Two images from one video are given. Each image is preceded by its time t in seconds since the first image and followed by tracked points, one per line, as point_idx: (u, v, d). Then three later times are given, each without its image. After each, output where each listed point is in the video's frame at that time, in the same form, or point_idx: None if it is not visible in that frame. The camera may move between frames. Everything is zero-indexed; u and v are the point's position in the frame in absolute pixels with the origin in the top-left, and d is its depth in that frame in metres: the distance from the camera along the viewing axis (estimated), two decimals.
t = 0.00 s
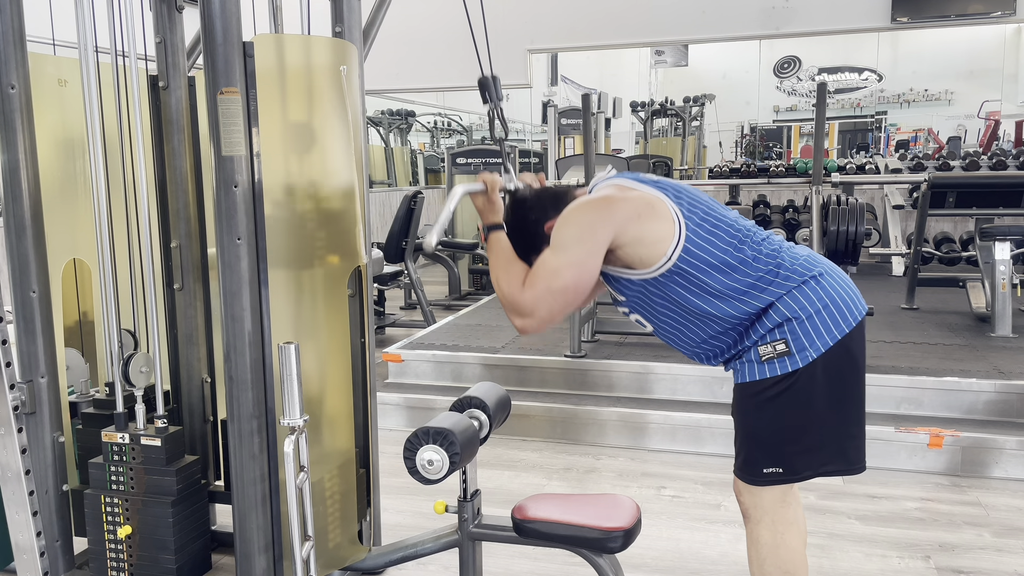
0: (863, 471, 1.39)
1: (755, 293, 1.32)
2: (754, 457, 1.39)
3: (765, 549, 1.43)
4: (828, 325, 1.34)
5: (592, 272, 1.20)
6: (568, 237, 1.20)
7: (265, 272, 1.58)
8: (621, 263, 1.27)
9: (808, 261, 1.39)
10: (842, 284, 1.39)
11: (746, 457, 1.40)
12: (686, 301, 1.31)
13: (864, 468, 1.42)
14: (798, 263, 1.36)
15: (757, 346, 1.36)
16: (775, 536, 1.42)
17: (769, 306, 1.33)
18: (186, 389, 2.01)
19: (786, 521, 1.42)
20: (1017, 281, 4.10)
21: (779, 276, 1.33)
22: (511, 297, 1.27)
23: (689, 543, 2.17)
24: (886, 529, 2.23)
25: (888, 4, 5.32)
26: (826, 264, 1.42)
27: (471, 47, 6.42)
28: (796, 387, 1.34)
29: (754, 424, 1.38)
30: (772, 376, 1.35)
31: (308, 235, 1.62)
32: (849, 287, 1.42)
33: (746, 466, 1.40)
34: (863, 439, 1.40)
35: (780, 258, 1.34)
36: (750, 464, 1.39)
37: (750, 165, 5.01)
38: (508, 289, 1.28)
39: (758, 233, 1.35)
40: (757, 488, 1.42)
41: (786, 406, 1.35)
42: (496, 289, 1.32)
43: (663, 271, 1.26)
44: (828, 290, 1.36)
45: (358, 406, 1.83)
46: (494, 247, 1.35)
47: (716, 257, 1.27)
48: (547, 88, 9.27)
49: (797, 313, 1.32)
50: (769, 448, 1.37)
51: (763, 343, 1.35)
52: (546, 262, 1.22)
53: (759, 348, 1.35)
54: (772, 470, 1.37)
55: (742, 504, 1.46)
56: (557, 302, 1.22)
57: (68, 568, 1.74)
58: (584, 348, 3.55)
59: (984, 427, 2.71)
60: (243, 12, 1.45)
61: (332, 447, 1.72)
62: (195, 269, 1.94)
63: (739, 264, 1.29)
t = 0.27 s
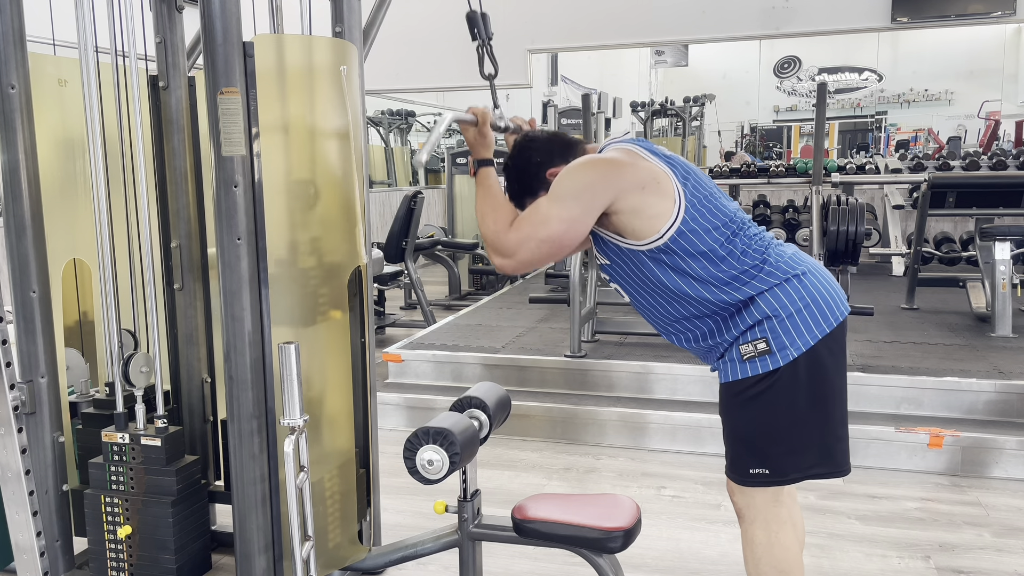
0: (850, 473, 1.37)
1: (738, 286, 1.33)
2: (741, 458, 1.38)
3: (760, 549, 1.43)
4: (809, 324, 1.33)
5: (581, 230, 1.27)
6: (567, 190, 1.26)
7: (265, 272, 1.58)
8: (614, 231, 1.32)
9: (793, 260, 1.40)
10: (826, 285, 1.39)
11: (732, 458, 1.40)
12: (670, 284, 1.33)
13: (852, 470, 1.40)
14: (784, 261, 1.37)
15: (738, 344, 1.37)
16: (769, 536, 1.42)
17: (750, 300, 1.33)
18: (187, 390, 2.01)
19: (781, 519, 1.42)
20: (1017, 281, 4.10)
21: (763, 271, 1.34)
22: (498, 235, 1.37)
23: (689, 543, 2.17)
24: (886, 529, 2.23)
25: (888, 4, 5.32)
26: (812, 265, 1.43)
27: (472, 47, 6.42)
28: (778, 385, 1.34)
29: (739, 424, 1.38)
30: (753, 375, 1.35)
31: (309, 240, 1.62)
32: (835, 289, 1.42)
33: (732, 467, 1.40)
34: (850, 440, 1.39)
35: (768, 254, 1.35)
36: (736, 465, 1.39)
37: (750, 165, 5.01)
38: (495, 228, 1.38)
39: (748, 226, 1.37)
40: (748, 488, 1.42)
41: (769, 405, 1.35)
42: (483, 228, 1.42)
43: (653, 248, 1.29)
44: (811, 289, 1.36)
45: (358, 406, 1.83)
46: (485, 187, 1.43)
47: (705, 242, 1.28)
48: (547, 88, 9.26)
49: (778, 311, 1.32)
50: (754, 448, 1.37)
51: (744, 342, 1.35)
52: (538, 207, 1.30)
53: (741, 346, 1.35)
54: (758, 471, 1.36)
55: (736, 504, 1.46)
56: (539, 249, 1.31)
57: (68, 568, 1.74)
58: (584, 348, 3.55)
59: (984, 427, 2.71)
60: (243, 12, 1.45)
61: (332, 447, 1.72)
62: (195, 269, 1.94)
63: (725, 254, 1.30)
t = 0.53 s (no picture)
0: (843, 472, 1.38)
1: (733, 285, 1.33)
2: (734, 457, 1.38)
3: (756, 548, 1.43)
4: (802, 324, 1.33)
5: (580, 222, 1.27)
6: (567, 181, 1.26)
7: (265, 272, 1.57)
8: (610, 226, 1.32)
9: (787, 260, 1.40)
10: (819, 285, 1.39)
11: (726, 458, 1.40)
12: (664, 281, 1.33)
13: (845, 469, 1.40)
14: (777, 261, 1.38)
15: (731, 344, 1.36)
16: (766, 535, 1.42)
17: (744, 299, 1.33)
18: (187, 390, 2.01)
19: (777, 519, 1.42)
20: (1017, 281, 4.10)
21: (756, 270, 1.34)
22: (496, 222, 1.36)
23: (689, 544, 2.17)
24: (886, 529, 2.23)
25: (887, 4, 5.32)
26: (806, 265, 1.43)
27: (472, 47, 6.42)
28: (771, 384, 1.34)
29: (732, 424, 1.38)
30: (745, 374, 1.35)
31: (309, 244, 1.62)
32: (828, 288, 1.42)
33: (726, 467, 1.40)
34: (843, 439, 1.39)
35: (763, 255, 1.36)
36: (730, 464, 1.39)
37: (750, 165, 5.01)
38: (494, 214, 1.36)
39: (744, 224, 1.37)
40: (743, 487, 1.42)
41: (762, 404, 1.35)
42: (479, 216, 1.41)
43: (650, 245, 1.29)
44: (804, 289, 1.36)
45: (358, 406, 1.83)
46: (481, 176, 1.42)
47: (701, 240, 1.28)
48: (547, 88, 9.26)
49: (771, 310, 1.32)
50: (747, 448, 1.37)
51: (737, 341, 1.35)
52: (537, 195, 1.30)
53: (734, 346, 1.35)
54: (751, 471, 1.36)
55: (732, 503, 1.46)
56: (537, 238, 1.30)
57: (68, 568, 1.74)
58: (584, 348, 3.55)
59: (984, 427, 2.71)
60: (243, 12, 1.45)
61: (332, 447, 1.72)
62: (195, 269, 1.94)
63: (721, 253, 1.31)
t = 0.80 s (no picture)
0: (855, 470, 1.39)
1: (744, 293, 1.32)
2: (745, 455, 1.39)
3: (761, 547, 1.42)
4: (816, 324, 1.34)
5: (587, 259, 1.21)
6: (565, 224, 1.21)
7: (264, 272, 1.58)
8: (616, 255, 1.28)
9: (797, 259, 1.39)
10: (830, 281, 1.39)
11: (736, 455, 1.41)
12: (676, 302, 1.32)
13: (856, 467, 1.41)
14: (788, 261, 1.37)
15: (746, 344, 1.36)
16: (770, 535, 1.42)
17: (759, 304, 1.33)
18: (187, 390, 2.01)
19: (781, 519, 1.42)
20: (1017, 281, 4.10)
21: (768, 274, 1.33)
22: (505, 278, 1.30)
23: (689, 544, 2.17)
24: (886, 529, 2.23)
25: (888, 4, 5.32)
26: (815, 263, 1.42)
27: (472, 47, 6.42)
28: (785, 384, 1.34)
29: (744, 422, 1.39)
30: (759, 374, 1.35)
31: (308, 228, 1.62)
32: (840, 285, 1.42)
33: (736, 464, 1.41)
34: (855, 437, 1.40)
35: (772, 256, 1.34)
36: (740, 462, 1.40)
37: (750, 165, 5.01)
38: (501, 270, 1.31)
39: (749, 230, 1.35)
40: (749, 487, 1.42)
41: (775, 403, 1.36)
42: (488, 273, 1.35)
43: (658, 266, 1.27)
44: (817, 288, 1.35)
45: (358, 406, 1.83)
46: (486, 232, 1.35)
47: (708, 254, 1.27)
48: (547, 88, 9.25)
49: (785, 312, 1.32)
50: (759, 447, 1.37)
51: (751, 342, 1.35)
52: (539, 245, 1.23)
53: (748, 346, 1.35)
54: (761, 468, 1.37)
55: (737, 502, 1.46)
56: (550, 286, 1.24)
57: (68, 568, 1.74)
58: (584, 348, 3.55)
59: (984, 427, 2.70)
60: (243, 12, 1.45)
61: (332, 447, 1.72)
62: (195, 269, 1.94)
63: (729, 264, 1.30)
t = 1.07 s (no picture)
0: (877, 471, 1.39)
1: (774, 307, 1.31)
2: (768, 456, 1.39)
3: (772, 549, 1.43)
4: (850, 328, 1.33)
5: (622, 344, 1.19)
6: (587, 321, 1.19)
7: (265, 272, 1.58)
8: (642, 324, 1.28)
9: (824, 265, 1.38)
10: (858, 284, 1.38)
11: (759, 456, 1.40)
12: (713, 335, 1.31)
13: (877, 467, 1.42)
14: (814, 267, 1.36)
15: (776, 347, 1.34)
16: (782, 536, 1.42)
17: (792, 315, 1.31)
18: (187, 390, 2.01)
19: (794, 521, 1.42)
20: (1017, 281, 4.10)
21: (796, 283, 1.32)
22: (553, 394, 1.25)
23: (688, 544, 2.17)
24: (886, 529, 2.23)
25: (888, 4, 5.32)
26: (843, 268, 1.41)
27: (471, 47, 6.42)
28: (814, 388, 1.33)
29: (770, 423, 1.37)
30: (791, 377, 1.33)
31: (305, 226, 1.61)
32: (868, 287, 1.41)
33: (758, 464, 1.41)
34: (879, 438, 1.40)
35: (794, 267, 1.34)
36: (763, 462, 1.40)
37: (749, 165, 5.01)
38: (544, 385, 1.26)
39: (764, 248, 1.36)
40: (765, 487, 1.42)
41: (803, 406, 1.35)
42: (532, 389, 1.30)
43: (685, 317, 1.28)
44: (846, 292, 1.34)
45: (358, 406, 1.83)
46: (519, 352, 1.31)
47: (724, 284, 1.28)
48: (547, 88, 9.25)
49: (818, 317, 1.31)
50: (784, 448, 1.37)
51: (784, 345, 1.33)
52: (571, 352, 1.20)
53: (779, 349, 1.33)
54: (783, 468, 1.38)
55: (750, 503, 1.46)
56: (600, 383, 1.20)
57: (68, 568, 1.74)
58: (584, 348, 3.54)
59: (984, 427, 2.71)
60: (243, 12, 1.45)
61: (332, 447, 1.72)
62: (195, 269, 1.94)
63: (751, 284, 1.30)
